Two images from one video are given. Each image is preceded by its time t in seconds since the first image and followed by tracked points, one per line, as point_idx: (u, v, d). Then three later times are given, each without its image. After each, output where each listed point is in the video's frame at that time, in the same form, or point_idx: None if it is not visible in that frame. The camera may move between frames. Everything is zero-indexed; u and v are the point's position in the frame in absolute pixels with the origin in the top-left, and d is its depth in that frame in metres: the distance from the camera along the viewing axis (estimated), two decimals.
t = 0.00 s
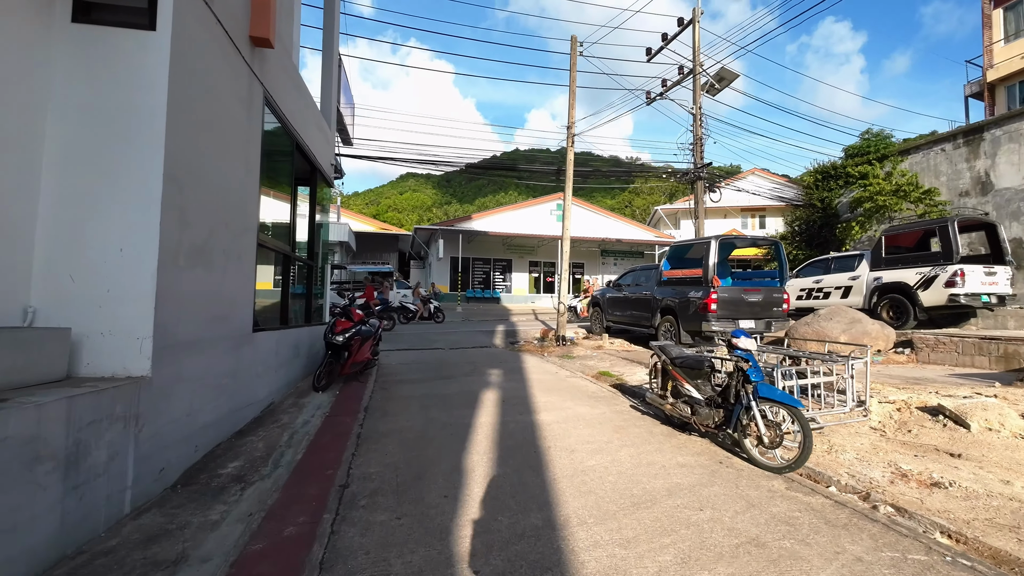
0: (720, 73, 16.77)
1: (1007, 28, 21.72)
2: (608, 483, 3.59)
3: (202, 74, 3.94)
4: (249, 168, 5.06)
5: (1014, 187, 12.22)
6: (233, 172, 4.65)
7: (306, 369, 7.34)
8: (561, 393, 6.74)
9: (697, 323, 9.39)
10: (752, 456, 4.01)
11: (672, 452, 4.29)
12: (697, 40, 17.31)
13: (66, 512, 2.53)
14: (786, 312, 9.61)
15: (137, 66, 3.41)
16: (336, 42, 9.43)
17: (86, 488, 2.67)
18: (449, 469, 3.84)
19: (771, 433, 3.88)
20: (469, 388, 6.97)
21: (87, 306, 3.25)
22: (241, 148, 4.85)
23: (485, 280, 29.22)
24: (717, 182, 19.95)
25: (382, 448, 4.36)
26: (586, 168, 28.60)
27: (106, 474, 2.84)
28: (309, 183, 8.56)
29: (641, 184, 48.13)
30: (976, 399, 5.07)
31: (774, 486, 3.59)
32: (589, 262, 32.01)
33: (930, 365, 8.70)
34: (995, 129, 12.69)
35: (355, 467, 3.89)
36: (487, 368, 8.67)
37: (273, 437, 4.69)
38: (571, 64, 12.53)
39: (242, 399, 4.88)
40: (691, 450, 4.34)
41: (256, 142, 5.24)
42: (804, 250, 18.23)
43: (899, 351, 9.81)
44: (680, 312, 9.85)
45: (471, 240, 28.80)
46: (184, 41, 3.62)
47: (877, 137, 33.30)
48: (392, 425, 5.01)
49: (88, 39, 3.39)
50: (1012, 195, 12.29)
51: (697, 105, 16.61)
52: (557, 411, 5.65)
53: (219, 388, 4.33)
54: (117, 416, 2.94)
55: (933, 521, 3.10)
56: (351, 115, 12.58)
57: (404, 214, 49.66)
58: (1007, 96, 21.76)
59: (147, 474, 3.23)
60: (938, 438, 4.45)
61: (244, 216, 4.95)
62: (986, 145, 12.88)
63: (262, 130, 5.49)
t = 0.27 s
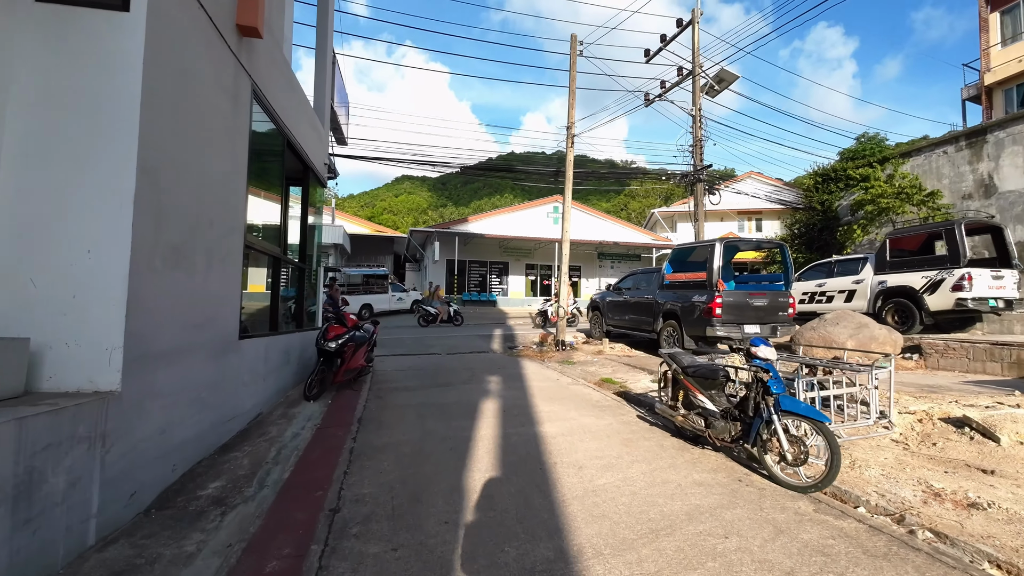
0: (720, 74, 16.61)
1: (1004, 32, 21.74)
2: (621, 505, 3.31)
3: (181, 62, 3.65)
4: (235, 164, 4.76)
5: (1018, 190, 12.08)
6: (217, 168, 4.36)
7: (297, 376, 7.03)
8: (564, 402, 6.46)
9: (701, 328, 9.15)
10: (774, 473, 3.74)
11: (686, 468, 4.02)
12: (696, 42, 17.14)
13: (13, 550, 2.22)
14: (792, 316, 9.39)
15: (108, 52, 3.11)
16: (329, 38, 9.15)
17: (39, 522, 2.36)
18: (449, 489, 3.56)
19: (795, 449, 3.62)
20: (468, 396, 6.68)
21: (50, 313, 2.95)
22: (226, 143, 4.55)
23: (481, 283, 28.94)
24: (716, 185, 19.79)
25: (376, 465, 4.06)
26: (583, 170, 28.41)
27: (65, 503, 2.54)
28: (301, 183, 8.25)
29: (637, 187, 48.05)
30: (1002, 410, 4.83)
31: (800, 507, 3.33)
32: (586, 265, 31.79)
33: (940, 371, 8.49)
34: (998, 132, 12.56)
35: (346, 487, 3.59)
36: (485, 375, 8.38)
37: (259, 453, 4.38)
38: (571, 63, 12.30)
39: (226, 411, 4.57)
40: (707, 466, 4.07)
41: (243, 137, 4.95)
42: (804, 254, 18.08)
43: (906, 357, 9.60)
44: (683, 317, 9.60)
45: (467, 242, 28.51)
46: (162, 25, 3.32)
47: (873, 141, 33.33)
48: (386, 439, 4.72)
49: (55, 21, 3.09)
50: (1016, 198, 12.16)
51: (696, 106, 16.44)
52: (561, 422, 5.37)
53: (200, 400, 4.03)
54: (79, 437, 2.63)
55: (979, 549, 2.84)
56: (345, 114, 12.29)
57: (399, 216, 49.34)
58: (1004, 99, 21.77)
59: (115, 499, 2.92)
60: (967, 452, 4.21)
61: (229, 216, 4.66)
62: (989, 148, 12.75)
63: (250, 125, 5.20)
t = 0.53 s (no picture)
0: (718, 75, 16.46)
1: (999, 35, 21.81)
2: (635, 526, 3.06)
3: (158, 46, 3.37)
4: (219, 158, 4.48)
5: (1019, 192, 11.98)
6: (199, 160, 4.07)
7: (287, 382, 6.73)
8: (565, 409, 6.20)
9: (703, 332, 8.93)
10: (797, 488, 3.50)
11: (701, 483, 3.78)
12: (694, 42, 17.00)
13: None
14: (795, 320, 9.20)
15: (76, 31, 2.84)
16: (323, 32, 8.87)
17: None
18: (448, 508, 3.29)
19: (820, 463, 3.37)
20: (466, 403, 6.41)
21: (7, 319, 2.67)
22: (208, 135, 4.27)
23: (477, 285, 28.65)
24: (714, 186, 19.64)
25: (370, 480, 3.79)
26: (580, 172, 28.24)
27: (17, 534, 2.25)
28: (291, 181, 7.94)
29: (632, 189, 47.98)
30: None
31: (828, 528, 3.09)
32: (582, 267, 31.59)
33: (947, 375, 8.31)
34: (999, 133, 12.47)
35: (337, 507, 3.31)
36: (483, 380, 8.11)
37: (244, 467, 4.09)
38: (569, 61, 12.09)
39: (209, 422, 4.28)
40: (721, 480, 3.83)
41: (227, 130, 4.66)
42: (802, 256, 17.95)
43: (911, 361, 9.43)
44: (685, 320, 9.38)
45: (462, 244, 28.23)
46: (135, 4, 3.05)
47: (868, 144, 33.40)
48: (380, 451, 4.44)
49: None
50: (1017, 200, 12.05)
51: (695, 106, 16.27)
52: (564, 431, 5.12)
53: (180, 411, 3.74)
54: (34, 458, 2.35)
55: None
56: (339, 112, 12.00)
57: (393, 218, 49.00)
58: (1000, 103, 21.83)
59: (78, 523, 2.64)
60: (995, 464, 3.98)
61: (212, 213, 4.37)
62: (990, 150, 12.66)
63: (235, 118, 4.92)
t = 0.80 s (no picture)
0: (715, 73, 16.31)
1: (993, 36, 21.94)
2: (648, 545, 2.82)
3: (126, 20, 3.08)
4: (198, 148, 4.18)
5: (1019, 191, 11.91)
6: (175, 149, 3.78)
7: (274, 386, 6.43)
8: (566, 413, 5.95)
9: (704, 333, 8.73)
10: (818, 500, 3.27)
11: (715, 494, 3.54)
12: (691, 40, 16.85)
13: None
14: (797, 320, 9.04)
15: None
16: (313, 23, 8.57)
17: None
18: (444, 526, 3.03)
19: (845, 474, 3.14)
20: (461, 407, 6.13)
21: None
22: (185, 122, 3.97)
23: (470, 285, 28.37)
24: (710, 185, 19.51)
25: (360, 493, 3.51)
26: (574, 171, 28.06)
27: None
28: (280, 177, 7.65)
29: (627, 189, 47.92)
30: None
31: (856, 546, 2.86)
32: (576, 267, 31.41)
33: (951, 377, 8.17)
34: (998, 133, 12.39)
35: (324, 525, 3.04)
36: (479, 383, 7.84)
37: (224, 479, 3.80)
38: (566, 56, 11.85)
39: (187, 431, 3.99)
40: (735, 491, 3.60)
41: (207, 118, 4.36)
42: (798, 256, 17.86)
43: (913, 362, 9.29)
44: (686, 320, 9.17)
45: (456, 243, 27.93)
46: None
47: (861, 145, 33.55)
48: (371, 461, 4.16)
49: None
50: (1016, 199, 11.99)
51: (692, 105, 16.11)
52: (566, 438, 4.87)
53: (153, 420, 3.45)
54: None
55: None
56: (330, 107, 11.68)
57: (386, 217, 48.59)
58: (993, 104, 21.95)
59: (30, 549, 2.35)
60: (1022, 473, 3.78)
61: (190, 205, 4.07)
62: (988, 149, 12.59)
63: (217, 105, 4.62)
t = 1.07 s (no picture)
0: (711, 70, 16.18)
1: (985, 37, 22.07)
2: (659, 567, 2.61)
3: None
4: (175, 139, 3.92)
5: (1016, 191, 11.88)
6: (148, 140, 3.52)
7: (260, 390, 6.16)
8: (564, 418, 5.73)
9: (703, 334, 8.55)
10: (836, 514, 3.09)
11: (727, 508, 3.34)
12: (687, 37, 16.72)
13: None
14: (798, 321, 8.89)
15: None
16: (302, 13, 8.29)
17: None
18: (439, 547, 2.79)
19: (866, 488, 2.95)
20: (456, 412, 5.90)
21: None
22: (160, 111, 3.70)
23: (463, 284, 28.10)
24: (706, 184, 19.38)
25: (348, 509, 3.27)
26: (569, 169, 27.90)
27: None
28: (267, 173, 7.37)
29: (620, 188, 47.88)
30: None
31: (883, 568, 2.66)
32: (570, 266, 31.24)
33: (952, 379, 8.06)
34: (995, 132, 12.36)
35: (307, 547, 2.79)
36: (474, 385, 7.60)
37: (202, 493, 3.54)
38: (562, 52, 11.65)
39: (163, 441, 3.72)
40: (747, 504, 3.40)
41: (185, 107, 4.10)
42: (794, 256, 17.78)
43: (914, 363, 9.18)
44: (685, 321, 8.98)
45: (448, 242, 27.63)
46: None
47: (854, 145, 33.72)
48: (361, 472, 3.92)
49: None
50: (1013, 199, 11.95)
51: (688, 102, 15.95)
52: (565, 445, 4.67)
53: (123, 431, 3.19)
54: None
55: None
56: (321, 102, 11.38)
57: (378, 215, 48.16)
58: (985, 104, 22.12)
59: None
60: None
61: (166, 201, 3.81)
62: (985, 148, 12.54)
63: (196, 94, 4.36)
